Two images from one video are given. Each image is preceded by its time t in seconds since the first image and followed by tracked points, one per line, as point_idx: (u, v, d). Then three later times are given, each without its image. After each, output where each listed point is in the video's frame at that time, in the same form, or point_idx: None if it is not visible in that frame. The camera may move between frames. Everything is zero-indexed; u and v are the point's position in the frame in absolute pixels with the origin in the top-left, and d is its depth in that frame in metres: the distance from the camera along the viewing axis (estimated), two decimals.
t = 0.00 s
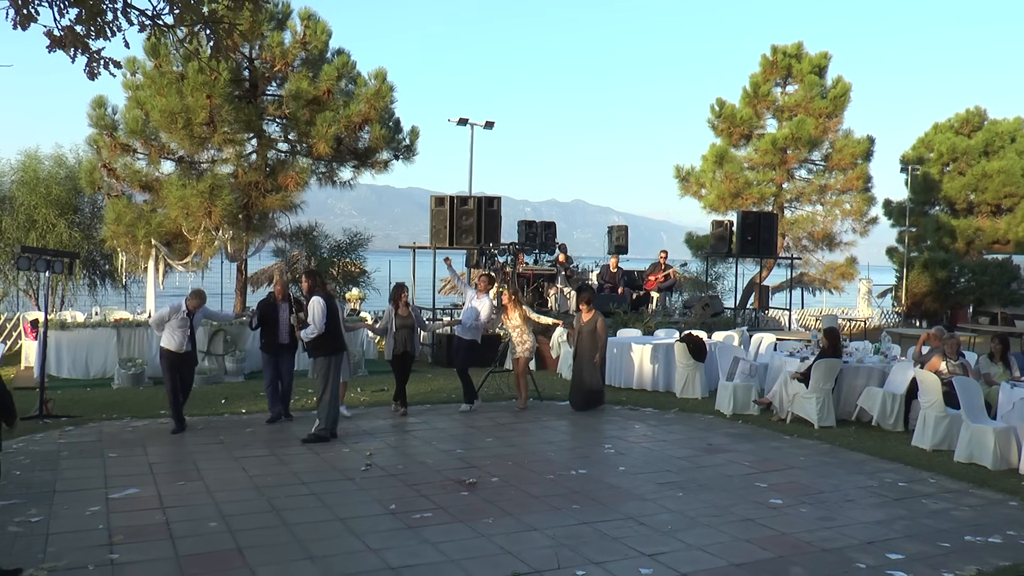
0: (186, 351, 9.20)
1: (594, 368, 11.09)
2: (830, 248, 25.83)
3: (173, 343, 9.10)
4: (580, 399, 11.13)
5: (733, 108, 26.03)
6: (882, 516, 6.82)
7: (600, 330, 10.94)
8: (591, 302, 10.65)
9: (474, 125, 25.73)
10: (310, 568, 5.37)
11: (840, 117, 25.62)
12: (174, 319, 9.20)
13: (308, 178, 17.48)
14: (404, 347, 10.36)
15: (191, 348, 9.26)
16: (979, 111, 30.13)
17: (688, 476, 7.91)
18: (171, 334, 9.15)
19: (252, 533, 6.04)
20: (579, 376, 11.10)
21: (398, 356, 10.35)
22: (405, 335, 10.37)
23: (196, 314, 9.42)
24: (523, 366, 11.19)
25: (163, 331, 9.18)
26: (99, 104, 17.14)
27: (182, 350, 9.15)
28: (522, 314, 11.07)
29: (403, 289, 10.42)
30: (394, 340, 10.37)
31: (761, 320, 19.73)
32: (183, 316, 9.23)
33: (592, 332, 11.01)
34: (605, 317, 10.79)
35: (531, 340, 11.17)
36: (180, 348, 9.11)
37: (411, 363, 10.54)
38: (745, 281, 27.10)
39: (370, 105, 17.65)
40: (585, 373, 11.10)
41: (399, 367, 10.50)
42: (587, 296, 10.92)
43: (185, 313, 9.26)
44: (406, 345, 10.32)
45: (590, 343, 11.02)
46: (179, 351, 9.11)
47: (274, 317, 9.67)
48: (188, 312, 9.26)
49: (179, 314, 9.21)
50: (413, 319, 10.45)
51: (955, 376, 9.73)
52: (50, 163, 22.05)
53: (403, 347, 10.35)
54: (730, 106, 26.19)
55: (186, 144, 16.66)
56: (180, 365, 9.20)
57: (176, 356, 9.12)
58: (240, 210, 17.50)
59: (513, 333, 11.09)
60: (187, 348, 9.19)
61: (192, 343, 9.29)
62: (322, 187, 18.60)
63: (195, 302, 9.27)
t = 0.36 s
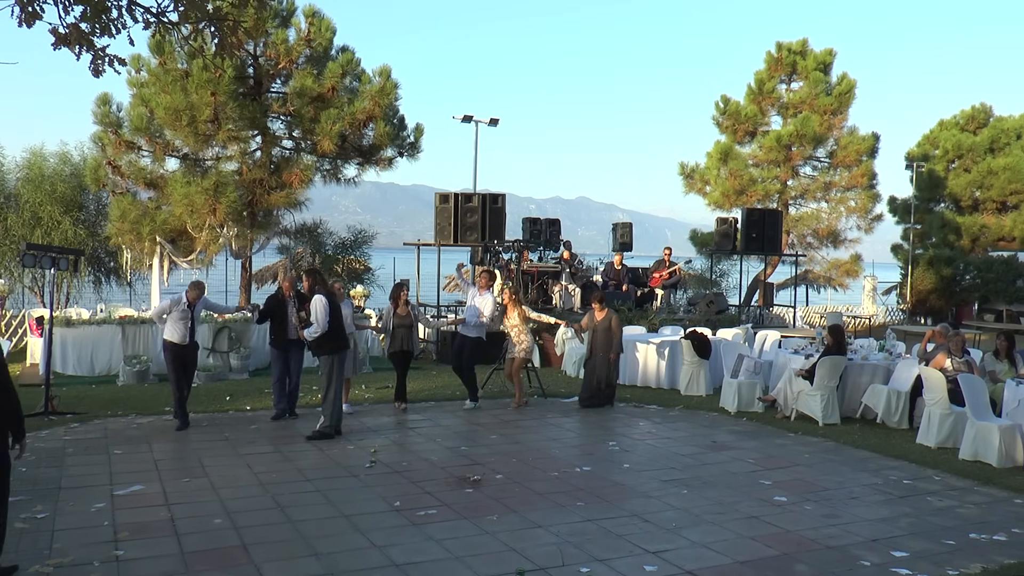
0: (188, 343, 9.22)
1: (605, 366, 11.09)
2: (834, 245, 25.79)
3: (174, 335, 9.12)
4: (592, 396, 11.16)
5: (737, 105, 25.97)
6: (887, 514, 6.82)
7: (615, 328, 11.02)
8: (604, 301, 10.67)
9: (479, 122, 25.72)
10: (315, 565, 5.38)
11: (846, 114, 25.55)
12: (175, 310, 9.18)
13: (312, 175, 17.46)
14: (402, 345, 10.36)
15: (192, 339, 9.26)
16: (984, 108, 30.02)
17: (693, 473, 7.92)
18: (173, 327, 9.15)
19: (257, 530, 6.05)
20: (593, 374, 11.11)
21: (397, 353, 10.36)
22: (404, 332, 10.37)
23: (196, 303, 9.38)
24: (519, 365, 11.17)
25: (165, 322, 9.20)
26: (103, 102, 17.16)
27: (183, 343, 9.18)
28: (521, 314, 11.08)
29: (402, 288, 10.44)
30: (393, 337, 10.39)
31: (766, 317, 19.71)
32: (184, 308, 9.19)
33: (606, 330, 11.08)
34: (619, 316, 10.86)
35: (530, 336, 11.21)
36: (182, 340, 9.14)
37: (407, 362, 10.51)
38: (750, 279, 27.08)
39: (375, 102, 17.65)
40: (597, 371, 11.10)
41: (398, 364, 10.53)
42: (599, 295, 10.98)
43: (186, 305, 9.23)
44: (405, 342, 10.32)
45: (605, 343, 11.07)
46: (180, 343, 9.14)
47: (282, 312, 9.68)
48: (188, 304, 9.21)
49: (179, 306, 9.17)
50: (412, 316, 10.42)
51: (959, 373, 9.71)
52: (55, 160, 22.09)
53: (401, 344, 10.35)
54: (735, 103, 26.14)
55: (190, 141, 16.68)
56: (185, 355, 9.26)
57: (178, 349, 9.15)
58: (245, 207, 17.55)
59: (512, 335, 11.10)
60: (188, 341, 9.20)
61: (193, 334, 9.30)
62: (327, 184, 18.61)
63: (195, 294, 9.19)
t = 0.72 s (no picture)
0: (189, 343, 9.25)
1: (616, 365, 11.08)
2: (837, 244, 25.76)
3: (174, 337, 9.17)
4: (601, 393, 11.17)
5: (741, 104, 25.95)
6: (890, 513, 6.81)
7: (621, 328, 10.94)
8: (610, 301, 10.61)
9: (482, 121, 25.72)
10: (319, 563, 5.38)
11: (849, 113, 25.52)
12: (174, 312, 9.20)
13: (316, 174, 17.45)
14: (401, 341, 10.41)
15: (193, 339, 9.29)
16: (988, 107, 29.97)
17: (696, 473, 7.91)
18: (173, 328, 9.21)
19: (260, 529, 6.06)
20: (601, 372, 11.11)
21: (394, 349, 10.41)
22: (403, 329, 10.41)
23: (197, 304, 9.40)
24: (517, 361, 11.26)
25: (166, 324, 9.25)
26: (107, 101, 17.20)
27: (184, 343, 9.22)
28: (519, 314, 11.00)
29: (404, 285, 10.40)
30: (392, 334, 10.43)
31: (769, 316, 19.69)
32: (183, 309, 9.21)
33: (613, 329, 11.01)
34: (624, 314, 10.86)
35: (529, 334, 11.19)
36: (182, 341, 9.18)
37: (409, 358, 10.58)
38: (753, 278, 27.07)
39: (378, 101, 17.64)
40: (603, 368, 11.11)
41: (395, 360, 10.55)
42: (606, 294, 10.89)
43: (186, 305, 9.25)
44: (404, 337, 10.38)
45: (611, 340, 11.04)
46: (181, 344, 9.18)
47: (284, 311, 9.69)
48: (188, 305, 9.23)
49: (178, 307, 9.20)
50: (414, 312, 10.39)
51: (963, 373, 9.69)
52: (59, 160, 22.12)
53: (400, 340, 10.40)
54: (738, 102, 26.13)
55: (193, 140, 16.69)
56: (185, 356, 9.25)
57: (178, 349, 9.17)
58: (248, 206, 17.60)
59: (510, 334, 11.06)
60: (189, 342, 9.23)
61: (194, 334, 9.33)
62: (330, 184, 18.62)
63: (194, 295, 9.20)
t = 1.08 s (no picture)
0: (182, 342, 9.25)
1: (606, 363, 11.11)
2: (839, 244, 25.74)
3: (165, 336, 9.17)
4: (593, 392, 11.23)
5: (742, 104, 25.95)
6: (892, 513, 6.81)
7: (613, 328, 11.05)
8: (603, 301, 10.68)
9: (483, 120, 25.70)
10: (320, 563, 5.39)
11: (850, 113, 25.51)
12: (165, 310, 9.19)
13: (317, 174, 17.45)
14: (394, 343, 10.39)
15: (185, 338, 9.29)
16: (990, 107, 29.94)
17: (697, 473, 7.91)
18: (165, 326, 9.20)
19: (261, 528, 6.06)
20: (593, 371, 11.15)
21: (388, 352, 10.41)
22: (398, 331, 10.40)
23: (188, 301, 9.39)
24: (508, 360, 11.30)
25: (157, 323, 9.25)
26: (108, 101, 17.20)
27: (176, 342, 9.21)
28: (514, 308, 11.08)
29: (400, 286, 10.40)
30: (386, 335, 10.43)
31: (770, 316, 19.68)
32: (174, 307, 9.20)
33: (603, 328, 11.10)
34: (615, 314, 10.97)
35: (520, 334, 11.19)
36: (174, 340, 9.18)
37: (405, 360, 10.58)
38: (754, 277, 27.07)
39: (379, 101, 17.62)
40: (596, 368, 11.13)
41: (390, 362, 10.55)
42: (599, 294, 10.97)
43: (176, 304, 9.23)
44: (397, 340, 10.36)
45: (602, 339, 11.09)
46: (172, 343, 9.17)
47: (272, 310, 9.69)
48: (178, 303, 9.21)
49: (168, 306, 9.19)
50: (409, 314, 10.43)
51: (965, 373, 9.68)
52: (60, 160, 22.11)
53: (395, 343, 10.39)
54: (740, 101, 26.13)
55: (195, 140, 16.70)
56: (179, 355, 9.24)
57: (169, 348, 9.17)
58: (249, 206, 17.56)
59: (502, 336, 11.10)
60: (181, 340, 9.22)
61: (186, 332, 9.32)
62: (331, 183, 18.62)
63: (184, 292, 9.19)
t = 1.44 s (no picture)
0: (175, 341, 9.24)
1: (588, 361, 11.08)
2: (839, 243, 25.74)
3: (158, 335, 9.16)
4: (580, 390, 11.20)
5: (742, 103, 25.96)
6: (892, 513, 6.80)
7: (597, 325, 10.90)
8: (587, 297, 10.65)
9: (483, 120, 25.68)
10: (320, 563, 5.39)
11: (850, 112, 25.50)
12: (158, 310, 9.20)
13: (317, 173, 17.45)
14: (390, 342, 10.37)
15: (179, 337, 9.28)
16: (990, 106, 29.93)
17: (697, 472, 7.90)
18: (158, 326, 9.19)
19: (261, 528, 6.06)
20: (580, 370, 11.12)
21: (384, 350, 10.40)
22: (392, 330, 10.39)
23: (181, 301, 9.39)
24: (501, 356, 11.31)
25: (151, 323, 9.24)
26: (108, 101, 17.19)
27: (170, 341, 9.20)
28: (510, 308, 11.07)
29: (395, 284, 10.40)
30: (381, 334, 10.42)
31: (770, 316, 19.68)
32: (166, 306, 9.20)
33: (588, 326, 10.98)
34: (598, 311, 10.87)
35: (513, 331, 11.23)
36: (167, 339, 9.16)
37: (400, 359, 10.57)
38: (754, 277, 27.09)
39: (379, 100, 17.62)
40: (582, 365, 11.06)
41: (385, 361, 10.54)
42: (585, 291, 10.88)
43: (169, 302, 9.24)
44: (391, 338, 10.33)
45: (585, 336, 10.98)
46: (165, 343, 9.16)
47: (260, 309, 9.67)
48: (171, 302, 9.22)
49: (161, 305, 9.19)
50: (405, 312, 10.43)
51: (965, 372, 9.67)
52: (60, 159, 22.11)
53: (389, 341, 10.37)
54: (740, 101, 26.12)
55: (195, 140, 16.69)
56: (173, 354, 9.23)
57: (163, 347, 9.16)
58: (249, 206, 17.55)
59: (497, 333, 11.15)
60: (174, 340, 9.21)
61: (180, 332, 9.32)
62: (331, 183, 18.62)
63: (176, 291, 9.20)
